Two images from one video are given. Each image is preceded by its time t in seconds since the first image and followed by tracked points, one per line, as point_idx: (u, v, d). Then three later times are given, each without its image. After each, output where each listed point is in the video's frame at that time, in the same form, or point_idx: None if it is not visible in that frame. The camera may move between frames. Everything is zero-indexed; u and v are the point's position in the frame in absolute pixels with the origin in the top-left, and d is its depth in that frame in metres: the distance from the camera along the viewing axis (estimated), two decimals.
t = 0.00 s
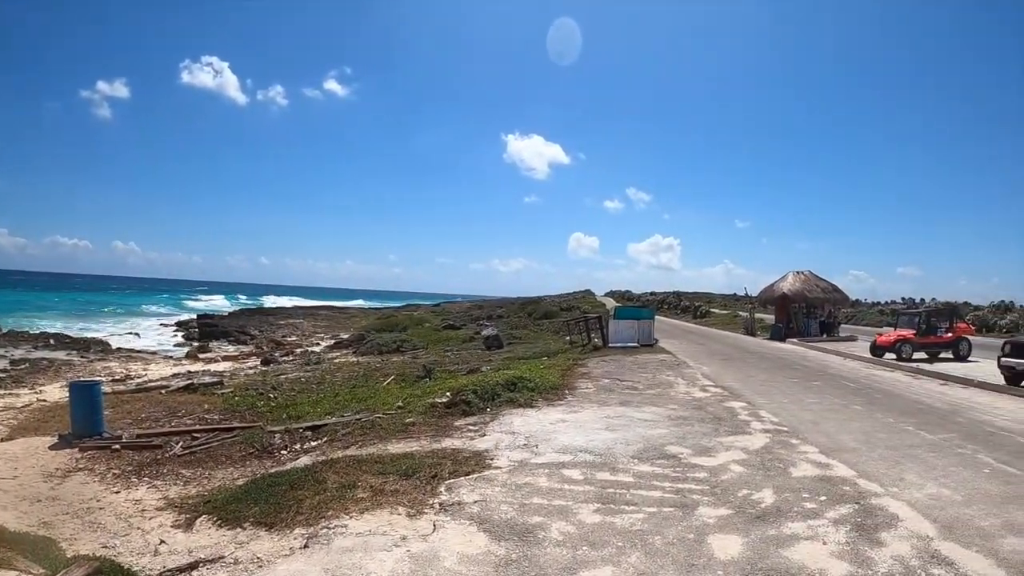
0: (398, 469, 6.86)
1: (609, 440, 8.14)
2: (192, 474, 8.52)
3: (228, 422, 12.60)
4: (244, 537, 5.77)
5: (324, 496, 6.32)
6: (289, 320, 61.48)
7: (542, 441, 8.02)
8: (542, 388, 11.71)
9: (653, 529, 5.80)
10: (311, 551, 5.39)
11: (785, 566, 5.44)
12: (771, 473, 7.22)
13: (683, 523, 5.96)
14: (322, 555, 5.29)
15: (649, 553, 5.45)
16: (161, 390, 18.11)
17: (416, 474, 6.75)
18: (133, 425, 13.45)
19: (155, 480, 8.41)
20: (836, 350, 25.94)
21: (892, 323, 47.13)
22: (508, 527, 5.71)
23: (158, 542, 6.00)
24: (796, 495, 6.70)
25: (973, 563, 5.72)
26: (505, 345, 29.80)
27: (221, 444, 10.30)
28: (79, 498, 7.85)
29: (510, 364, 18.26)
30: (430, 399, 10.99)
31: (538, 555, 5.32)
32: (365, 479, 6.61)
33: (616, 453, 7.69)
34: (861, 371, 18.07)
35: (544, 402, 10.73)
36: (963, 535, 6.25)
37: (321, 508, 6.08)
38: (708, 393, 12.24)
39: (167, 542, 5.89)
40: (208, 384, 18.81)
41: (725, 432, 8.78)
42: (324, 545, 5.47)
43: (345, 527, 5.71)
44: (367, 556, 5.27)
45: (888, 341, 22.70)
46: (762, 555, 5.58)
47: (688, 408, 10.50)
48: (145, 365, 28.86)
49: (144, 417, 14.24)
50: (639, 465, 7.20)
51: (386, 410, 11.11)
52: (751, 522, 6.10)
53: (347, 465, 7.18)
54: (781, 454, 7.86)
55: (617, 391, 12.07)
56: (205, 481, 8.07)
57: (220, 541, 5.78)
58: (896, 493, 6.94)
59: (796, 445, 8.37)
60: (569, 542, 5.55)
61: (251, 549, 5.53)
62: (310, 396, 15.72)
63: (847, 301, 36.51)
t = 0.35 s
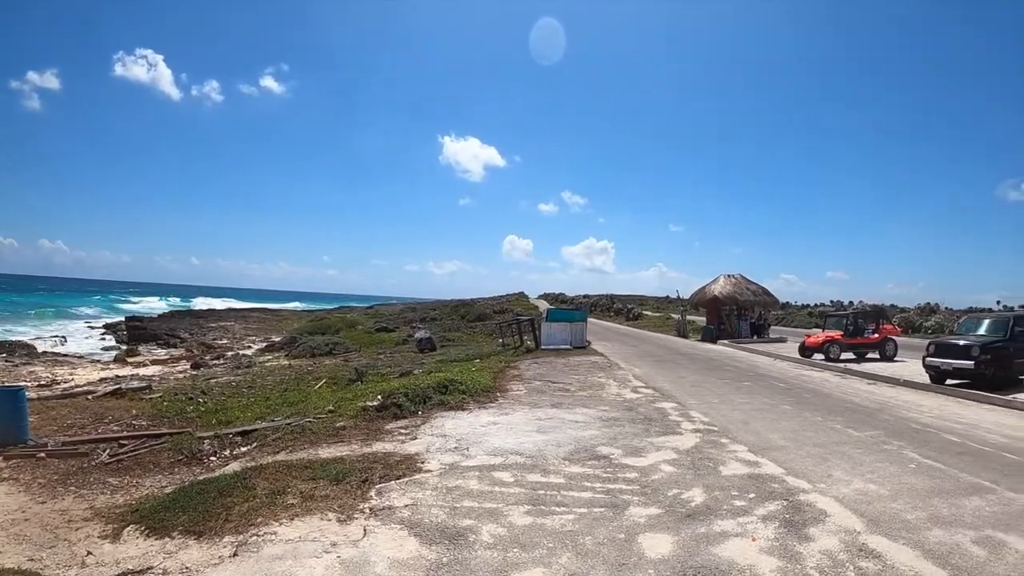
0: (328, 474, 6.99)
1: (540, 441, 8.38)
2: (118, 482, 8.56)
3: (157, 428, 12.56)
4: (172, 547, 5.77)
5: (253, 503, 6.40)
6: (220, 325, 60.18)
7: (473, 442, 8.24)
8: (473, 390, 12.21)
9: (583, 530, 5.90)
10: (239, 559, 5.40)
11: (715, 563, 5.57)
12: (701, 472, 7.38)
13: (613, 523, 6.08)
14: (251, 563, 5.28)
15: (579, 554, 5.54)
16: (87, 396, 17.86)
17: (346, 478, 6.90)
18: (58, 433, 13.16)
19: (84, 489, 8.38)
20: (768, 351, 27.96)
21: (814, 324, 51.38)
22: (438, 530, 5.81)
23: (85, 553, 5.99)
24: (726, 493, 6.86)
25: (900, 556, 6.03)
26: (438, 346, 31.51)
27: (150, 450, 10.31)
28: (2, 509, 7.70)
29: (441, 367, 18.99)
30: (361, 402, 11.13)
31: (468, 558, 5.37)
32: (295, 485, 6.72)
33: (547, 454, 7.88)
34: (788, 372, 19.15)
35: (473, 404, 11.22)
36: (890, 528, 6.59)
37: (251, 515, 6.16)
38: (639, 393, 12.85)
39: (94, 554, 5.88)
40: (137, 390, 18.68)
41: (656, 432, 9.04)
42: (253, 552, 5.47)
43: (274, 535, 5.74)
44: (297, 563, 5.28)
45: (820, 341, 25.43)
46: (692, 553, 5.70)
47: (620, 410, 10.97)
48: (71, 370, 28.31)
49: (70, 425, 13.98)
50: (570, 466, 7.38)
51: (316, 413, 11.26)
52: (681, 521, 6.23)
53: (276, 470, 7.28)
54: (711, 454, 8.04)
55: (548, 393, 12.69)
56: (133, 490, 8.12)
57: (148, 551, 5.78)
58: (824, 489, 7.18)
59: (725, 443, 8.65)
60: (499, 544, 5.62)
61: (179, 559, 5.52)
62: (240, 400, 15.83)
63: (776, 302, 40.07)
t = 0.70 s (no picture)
0: (256, 480, 7.07)
1: (471, 443, 8.56)
2: (42, 493, 8.45)
3: (83, 435, 12.37)
4: (98, 558, 5.69)
5: (180, 511, 6.39)
6: (151, 328, 58.85)
7: (403, 445, 8.44)
8: (402, 393, 12.59)
9: (512, 531, 5.99)
10: (166, 569, 5.34)
11: (644, 560, 5.69)
12: (630, 470, 7.54)
13: (542, 522, 6.19)
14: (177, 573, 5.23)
15: (509, 554, 5.61)
16: (8, 403, 17.37)
17: (274, 483, 6.98)
18: None
19: (7, 499, 8.23)
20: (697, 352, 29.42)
21: (745, 325, 54.59)
22: (366, 534, 5.87)
23: (8, 567, 5.87)
24: (654, 490, 7.01)
25: (825, 548, 6.24)
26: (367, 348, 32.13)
27: (74, 459, 10.17)
28: None
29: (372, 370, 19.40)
30: (289, 406, 11.15)
31: (398, 562, 5.40)
32: (222, 492, 6.76)
33: (477, 456, 8.05)
34: (717, 372, 20.03)
35: (402, 406, 11.63)
36: (816, 521, 6.80)
37: (178, 523, 6.13)
38: (569, 395, 13.57)
39: (16, 568, 5.77)
40: (60, 396, 18.29)
41: (586, 432, 9.32)
42: (180, 562, 5.42)
43: (201, 543, 5.70)
44: (225, 571, 5.24)
45: (750, 342, 27.53)
46: (621, 550, 5.81)
47: (550, 410, 11.42)
48: None
49: None
50: (499, 467, 7.53)
51: (244, 418, 11.23)
52: (610, 519, 6.35)
53: (203, 477, 7.34)
54: (640, 452, 8.24)
55: (478, 396, 13.20)
56: (57, 500, 8.01)
57: (73, 564, 5.71)
58: (751, 485, 7.41)
59: (654, 442, 8.91)
60: (428, 547, 5.67)
61: (105, 571, 5.43)
62: (168, 405, 15.73)
63: (705, 305, 42.67)
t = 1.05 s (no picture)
0: (181, 489, 6.99)
1: (398, 446, 8.60)
2: None
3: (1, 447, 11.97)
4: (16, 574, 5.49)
5: (103, 522, 6.25)
6: (74, 332, 56.94)
7: (329, 450, 8.42)
8: (329, 396, 12.61)
9: (438, 533, 6.02)
10: None
11: (571, 558, 5.76)
12: (557, 470, 7.64)
13: (469, 524, 6.23)
14: None
15: (435, 557, 5.62)
16: None
17: (199, 492, 6.91)
18: None
19: None
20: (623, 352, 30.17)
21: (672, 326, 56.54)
22: (292, 541, 5.82)
23: None
24: (581, 489, 7.12)
25: (751, 540, 6.42)
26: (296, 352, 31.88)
27: None
28: None
29: (300, 374, 19.32)
30: (214, 412, 10.99)
31: (323, 567, 5.37)
32: (146, 503, 6.65)
33: (404, 459, 8.08)
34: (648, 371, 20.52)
35: (328, 410, 11.62)
36: (741, 515, 6.98)
37: (101, 536, 5.97)
38: (497, 396, 13.76)
39: None
40: None
41: (513, 433, 9.45)
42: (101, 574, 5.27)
43: (124, 555, 5.56)
44: None
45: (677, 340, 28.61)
46: (547, 550, 5.87)
47: (477, 412, 11.58)
48: None
49: None
50: (426, 470, 7.56)
51: (168, 425, 11.01)
52: (537, 518, 6.43)
53: (126, 487, 7.23)
54: (567, 452, 8.36)
55: (406, 398, 13.27)
56: None
57: None
58: (677, 481, 7.59)
59: (582, 442, 9.06)
60: (355, 552, 5.65)
61: None
62: (90, 415, 15.32)
63: (632, 305, 44.04)
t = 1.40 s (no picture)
0: (114, 499, 6.80)
1: (335, 450, 8.54)
2: None
3: None
4: None
5: (35, 536, 6.04)
6: None
7: (264, 456, 8.30)
8: (267, 400, 12.45)
9: (376, 537, 5.99)
10: None
11: (510, 558, 5.80)
12: (495, 471, 7.68)
13: (407, 527, 6.22)
14: None
15: (373, 561, 5.60)
16: None
17: (133, 502, 6.73)
18: None
19: None
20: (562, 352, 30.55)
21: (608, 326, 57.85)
22: (228, 549, 5.73)
23: None
24: (519, 489, 7.18)
25: (688, 535, 6.55)
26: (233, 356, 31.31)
27: None
28: None
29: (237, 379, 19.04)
30: (148, 419, 10.75)
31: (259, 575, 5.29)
32: (79, 514, 6.45)
33: (340, 463, 8.03)
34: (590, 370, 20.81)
35: (264, 414, 11.46)
36: (679, 511, 7.12)
37: (34, 549, 5.76)
38: (436, 398, 13.78)
39: None
40: None
41: (451, 435, 9.48)
42: None
43: (57, 569, 5.38)
44: None
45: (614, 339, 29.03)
46: (484, 551, 5.90)
47: (414, 414, 11.58)
48: None
49: None
50: (364, 473, 7.53)
51: (100, 433, 10.72)
52: (476, 520, 6.45)
53: (58, 499, 7.02)
54: (505, 452, 8.43)
55: (344, 401, 13.19)
56: None
57: None
58: (616, 479, 7.71)
59: (521, 442, 9.14)
60: (292, 558, 5.59)
61: None
62: (18, 424, 14.77)
63: (570, 305, 44.80)
